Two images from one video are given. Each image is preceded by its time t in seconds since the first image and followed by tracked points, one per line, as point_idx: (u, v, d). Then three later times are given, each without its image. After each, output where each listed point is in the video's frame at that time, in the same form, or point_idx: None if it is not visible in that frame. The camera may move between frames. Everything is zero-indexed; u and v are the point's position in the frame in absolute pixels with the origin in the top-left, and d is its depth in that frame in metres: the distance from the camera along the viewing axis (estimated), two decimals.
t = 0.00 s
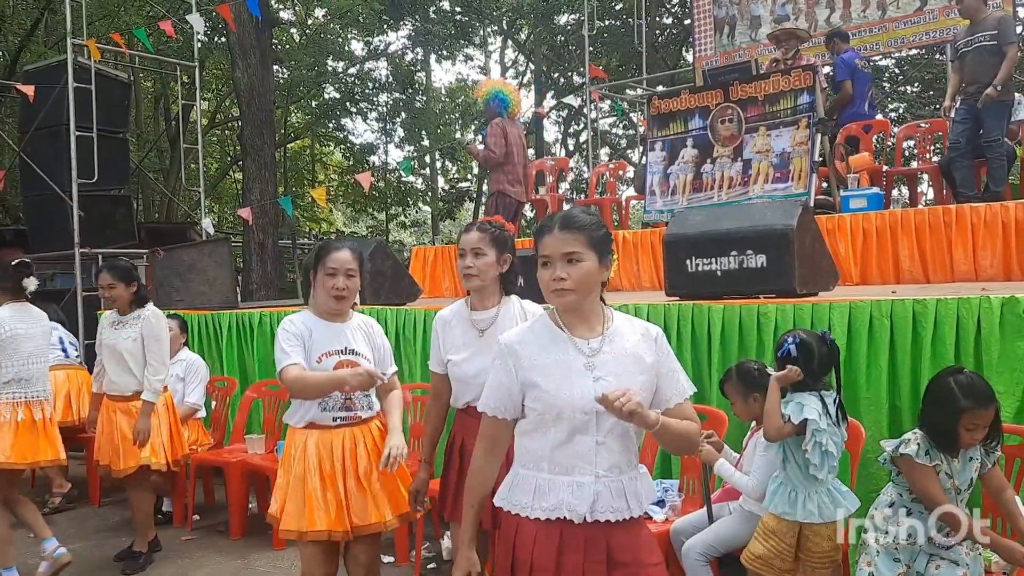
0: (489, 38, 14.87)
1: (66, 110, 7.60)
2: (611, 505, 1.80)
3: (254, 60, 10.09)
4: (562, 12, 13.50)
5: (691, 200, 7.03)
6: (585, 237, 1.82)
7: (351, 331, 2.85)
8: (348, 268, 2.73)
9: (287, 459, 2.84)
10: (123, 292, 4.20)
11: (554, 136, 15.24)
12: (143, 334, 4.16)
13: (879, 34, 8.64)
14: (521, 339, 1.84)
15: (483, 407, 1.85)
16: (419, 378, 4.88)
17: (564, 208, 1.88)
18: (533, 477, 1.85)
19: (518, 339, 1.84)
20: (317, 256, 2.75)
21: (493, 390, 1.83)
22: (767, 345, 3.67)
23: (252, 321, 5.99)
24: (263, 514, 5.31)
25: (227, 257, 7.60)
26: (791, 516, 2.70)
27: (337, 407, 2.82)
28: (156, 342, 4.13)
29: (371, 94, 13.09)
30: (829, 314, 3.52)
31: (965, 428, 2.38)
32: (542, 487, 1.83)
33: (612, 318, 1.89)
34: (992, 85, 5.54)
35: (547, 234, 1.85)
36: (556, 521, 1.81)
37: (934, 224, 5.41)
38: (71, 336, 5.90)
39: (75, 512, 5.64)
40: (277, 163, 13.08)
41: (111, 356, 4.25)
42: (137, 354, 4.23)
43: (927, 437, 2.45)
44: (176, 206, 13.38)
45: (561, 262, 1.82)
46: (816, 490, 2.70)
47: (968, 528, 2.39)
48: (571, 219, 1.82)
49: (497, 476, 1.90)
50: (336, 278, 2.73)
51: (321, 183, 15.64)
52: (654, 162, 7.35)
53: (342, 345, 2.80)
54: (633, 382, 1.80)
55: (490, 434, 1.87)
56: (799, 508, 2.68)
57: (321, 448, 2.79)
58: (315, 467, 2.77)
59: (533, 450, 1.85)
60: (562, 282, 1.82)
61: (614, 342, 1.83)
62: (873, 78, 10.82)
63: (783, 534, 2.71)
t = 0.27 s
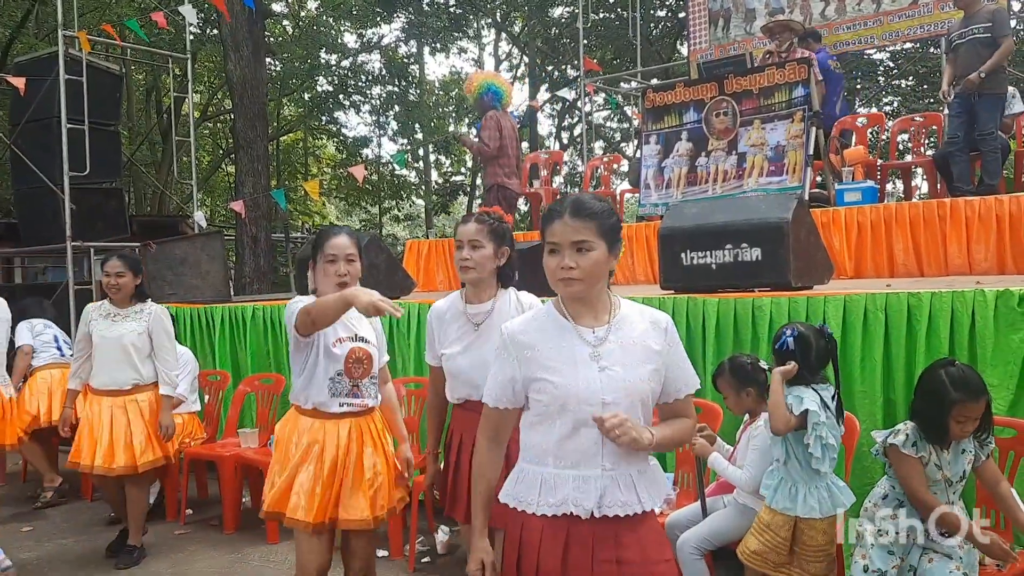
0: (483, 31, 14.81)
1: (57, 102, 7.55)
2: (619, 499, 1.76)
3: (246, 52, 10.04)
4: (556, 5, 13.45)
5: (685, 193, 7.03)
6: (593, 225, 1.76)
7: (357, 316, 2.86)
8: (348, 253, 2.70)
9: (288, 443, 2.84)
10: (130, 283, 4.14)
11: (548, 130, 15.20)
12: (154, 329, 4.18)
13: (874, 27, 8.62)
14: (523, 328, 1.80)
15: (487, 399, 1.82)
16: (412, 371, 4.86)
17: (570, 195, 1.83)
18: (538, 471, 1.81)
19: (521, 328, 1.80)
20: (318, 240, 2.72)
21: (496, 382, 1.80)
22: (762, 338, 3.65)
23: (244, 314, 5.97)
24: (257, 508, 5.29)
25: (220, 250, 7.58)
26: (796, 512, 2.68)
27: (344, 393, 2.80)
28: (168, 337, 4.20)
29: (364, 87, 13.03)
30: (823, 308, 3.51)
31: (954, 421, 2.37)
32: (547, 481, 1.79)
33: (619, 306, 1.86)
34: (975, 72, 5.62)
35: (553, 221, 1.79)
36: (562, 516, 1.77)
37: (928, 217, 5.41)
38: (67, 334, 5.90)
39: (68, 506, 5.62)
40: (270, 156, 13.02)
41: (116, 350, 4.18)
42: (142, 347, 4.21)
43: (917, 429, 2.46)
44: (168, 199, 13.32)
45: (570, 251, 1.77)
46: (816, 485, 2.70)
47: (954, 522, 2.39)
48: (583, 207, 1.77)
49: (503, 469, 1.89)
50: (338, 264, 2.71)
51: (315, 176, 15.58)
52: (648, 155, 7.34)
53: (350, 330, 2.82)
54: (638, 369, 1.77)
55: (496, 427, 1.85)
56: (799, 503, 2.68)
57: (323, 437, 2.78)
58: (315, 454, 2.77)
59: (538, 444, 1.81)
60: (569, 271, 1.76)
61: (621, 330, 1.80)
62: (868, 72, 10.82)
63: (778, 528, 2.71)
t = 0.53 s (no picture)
0: (477, 27, 14.83)
1: (52, 97, 7.55)
2: (640, 491, 1.73)
3: (241, 48, 10.06)
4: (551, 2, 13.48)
5: (678, 189, 7.07)
6: (645, 222, 1.70)
7: (358, 307, 2.88)
8: (350, 241, 2.74)
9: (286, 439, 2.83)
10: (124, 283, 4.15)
11: (542, 126, 15.24)
12: (151, 330, 4.24)
13: (866, 24, 8.67)
14: (545, 319, 1.71)
15: (503, 386, 1.68)
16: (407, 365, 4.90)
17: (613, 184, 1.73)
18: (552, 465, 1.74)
19: (544, 319, 1.71)
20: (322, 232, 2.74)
21: (516, 372, 1.68)
22: (754, 332, 3.70)
23: (240, 309, 6.00)
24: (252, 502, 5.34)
25: (215, 245, 7.61)
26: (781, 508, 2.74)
27: (348, 382, 2.81)
28: (164, 337, 4.28)
29: (358, 83, 13.04)
30: (816, 302, 3.55)
31: (938, 414, 2.43)
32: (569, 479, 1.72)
33: (631, 299, 1.83)
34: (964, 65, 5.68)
35: (612, 218, 1.69)
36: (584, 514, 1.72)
37: (919, 213, 5.46)
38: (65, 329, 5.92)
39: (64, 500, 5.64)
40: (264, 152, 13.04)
41: (116, 355, 4.17)
42: (140, 349, 4.23)
43: (901, 420, 2.51)
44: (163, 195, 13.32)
45: (627, 251, 1.69)
46: (809, 483, 2.72)
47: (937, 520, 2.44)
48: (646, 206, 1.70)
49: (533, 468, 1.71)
50: (340, 253, 2.75)
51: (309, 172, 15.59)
52: (642, 151, 7.39)
53: (353, 320, 2.84)
54: (656, 361, 1.76)
55: (507, 418, 1.68)
56: (786, 499, 2.73)
57: (327, 427, 2.79)
58: (320, 445, 2.78)
59: (554, 439, 1.72)
60: (622, 272, 1.69)
61: (637, 322, 1.78)
62: (860, 69, 10.88)
63: (768, 518, 2.77)
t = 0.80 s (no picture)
0: (472, 21, 14.77)
1: (43, 91, 7.50)
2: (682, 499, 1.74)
3: (234, 41, 10.02)
4: None
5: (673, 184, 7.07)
6: (699, 231, 1.65)
7: (356, 317, 2.79)
8: (345, 245, 2.71)
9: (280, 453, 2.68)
10: (101, 271, 4.04)
11: (537, 121, 15.21)
12: (132, 319, 4.16)
13: (861, 18, 8.65)
14: (590, 327, 1.66)
15: (553, 397, 1.60)
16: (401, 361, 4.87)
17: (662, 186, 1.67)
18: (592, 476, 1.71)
19: (589, 326, 1.66)
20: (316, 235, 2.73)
21: (563, 381, 1.61)
22: (749, 328, 3.68)
23: (233, 305, 5.96)
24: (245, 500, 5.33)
25: (208, 241, 7.46)
26: (782, 505, 2.73)
27: (346, 397, 2.69)
28: (146, 327, 4.19)
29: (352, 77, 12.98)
30: (811, 298, 3.54)
31: (927, 406, 2.41)
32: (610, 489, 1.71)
33: (665, 306, 1.81)
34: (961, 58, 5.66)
35: (669, 225, 1.61)
36: (628, 525, 1.70)
37: (914, 208, 5.45)
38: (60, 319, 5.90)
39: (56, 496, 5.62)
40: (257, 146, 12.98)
41: (96, 343, 4.06)
42: (121, 339, 4.14)
43: (890, 415, 2.50)
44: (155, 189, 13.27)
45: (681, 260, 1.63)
46: (808, 479, 2.71)
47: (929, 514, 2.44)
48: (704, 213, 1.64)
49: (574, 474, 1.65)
50: (336, 258, 2.71)
51: (303, 166, 15.54)
52: (637, 146, 7.38)
53: (347, 333, 2.74)
54: (692, 370, 1.75)
55: (558, 430, 1.60)
56: (786, 498, 2.71)
57: (325, 434, 2.66)
58: (316, 452, 2.63)
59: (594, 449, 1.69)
60: (674, 280, 1.63)
61: (674, 328, 1.76)
62: (855, 63, 10.87)
63: (766, 516, 2.78)
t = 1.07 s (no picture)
0: (467, 18, 14.75)
1: (36, 87, 7.47)
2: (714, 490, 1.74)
3: (228, 37, 10.00)
4: None
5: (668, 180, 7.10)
6: (725, 214, 1.65)
7: (350, 303, 2.76)
8: (339, 230, 2.68)
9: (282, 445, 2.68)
10: (69, 269, 3.95)
11: (532, 117, 15.20)
12: (103, 319, 4.09)
13: (856, 16, 8.66)
14: (624, 316, 1.66)
15: (573, 389, 1.63)
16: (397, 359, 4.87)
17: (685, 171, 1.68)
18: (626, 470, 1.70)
19: (622, 314, 1.66)
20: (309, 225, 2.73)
21: (595, 372, 1.62)
22: (743, 325, 3.70)
23: (228, 301, 5.96)
24: (240, 496, 5.35)
25: (202, 237, 7.44)
26: (779, 503, 2.73)
27: (341, 385, 2.68)
28: (115, 327, 4.14)
29: (347, 73, 12.96)
30: (805, 295, 3.55)
31: (919, 404, 2.43)
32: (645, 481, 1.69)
33: (692, 297, 1.82)
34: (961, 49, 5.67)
35: (695, 208, 1.62)
36: (662, 518, 1.69)
37: (907, 205, 5.46)
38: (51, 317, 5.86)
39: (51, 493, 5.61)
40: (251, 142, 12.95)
41: (68, 343, 3.98)
42: (93, 339, 4.06)
43: (884, 411, 2.52)
44: (149, 185, 13.24)
45: (709, 244, 1.63)
46: (806, 476, 2.72)
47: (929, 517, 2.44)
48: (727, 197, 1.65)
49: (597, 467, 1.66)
50: (330, 243, 2.68)
51: (297, 163, 15.52)
52: (632, 143, 7.39)
53: (336, 320, 2.71)
54: (721, 360, 1.76)
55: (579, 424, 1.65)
56: (785, 495, 2.72)
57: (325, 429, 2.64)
58: (319, 449, 2.62)
59: (629, 441, 1.67)
60: (704, 265, 1.63)
61: (703, 318, 1.77)
62: (849, 61, 10.89)
63: (761, 513, 2.80)
